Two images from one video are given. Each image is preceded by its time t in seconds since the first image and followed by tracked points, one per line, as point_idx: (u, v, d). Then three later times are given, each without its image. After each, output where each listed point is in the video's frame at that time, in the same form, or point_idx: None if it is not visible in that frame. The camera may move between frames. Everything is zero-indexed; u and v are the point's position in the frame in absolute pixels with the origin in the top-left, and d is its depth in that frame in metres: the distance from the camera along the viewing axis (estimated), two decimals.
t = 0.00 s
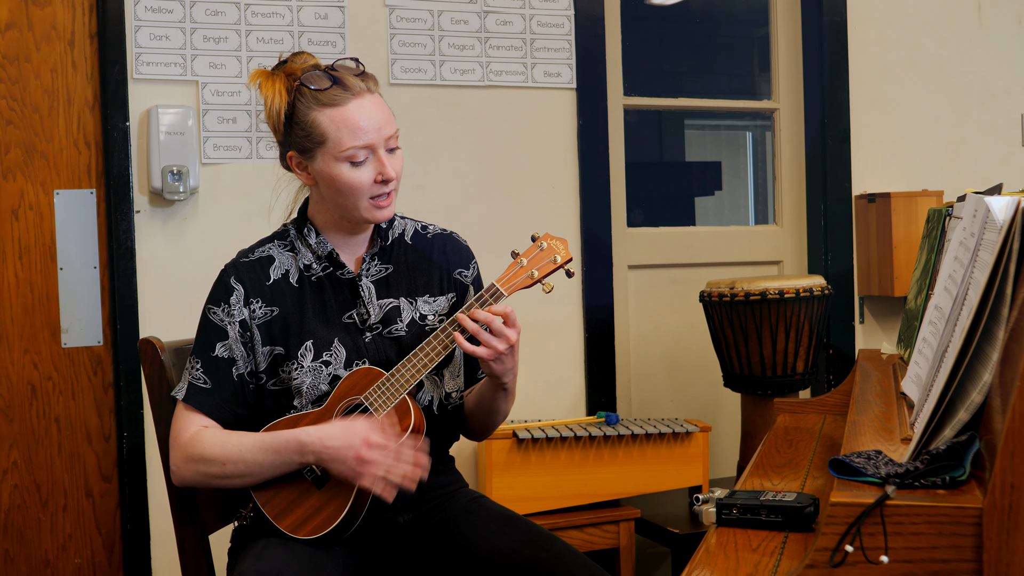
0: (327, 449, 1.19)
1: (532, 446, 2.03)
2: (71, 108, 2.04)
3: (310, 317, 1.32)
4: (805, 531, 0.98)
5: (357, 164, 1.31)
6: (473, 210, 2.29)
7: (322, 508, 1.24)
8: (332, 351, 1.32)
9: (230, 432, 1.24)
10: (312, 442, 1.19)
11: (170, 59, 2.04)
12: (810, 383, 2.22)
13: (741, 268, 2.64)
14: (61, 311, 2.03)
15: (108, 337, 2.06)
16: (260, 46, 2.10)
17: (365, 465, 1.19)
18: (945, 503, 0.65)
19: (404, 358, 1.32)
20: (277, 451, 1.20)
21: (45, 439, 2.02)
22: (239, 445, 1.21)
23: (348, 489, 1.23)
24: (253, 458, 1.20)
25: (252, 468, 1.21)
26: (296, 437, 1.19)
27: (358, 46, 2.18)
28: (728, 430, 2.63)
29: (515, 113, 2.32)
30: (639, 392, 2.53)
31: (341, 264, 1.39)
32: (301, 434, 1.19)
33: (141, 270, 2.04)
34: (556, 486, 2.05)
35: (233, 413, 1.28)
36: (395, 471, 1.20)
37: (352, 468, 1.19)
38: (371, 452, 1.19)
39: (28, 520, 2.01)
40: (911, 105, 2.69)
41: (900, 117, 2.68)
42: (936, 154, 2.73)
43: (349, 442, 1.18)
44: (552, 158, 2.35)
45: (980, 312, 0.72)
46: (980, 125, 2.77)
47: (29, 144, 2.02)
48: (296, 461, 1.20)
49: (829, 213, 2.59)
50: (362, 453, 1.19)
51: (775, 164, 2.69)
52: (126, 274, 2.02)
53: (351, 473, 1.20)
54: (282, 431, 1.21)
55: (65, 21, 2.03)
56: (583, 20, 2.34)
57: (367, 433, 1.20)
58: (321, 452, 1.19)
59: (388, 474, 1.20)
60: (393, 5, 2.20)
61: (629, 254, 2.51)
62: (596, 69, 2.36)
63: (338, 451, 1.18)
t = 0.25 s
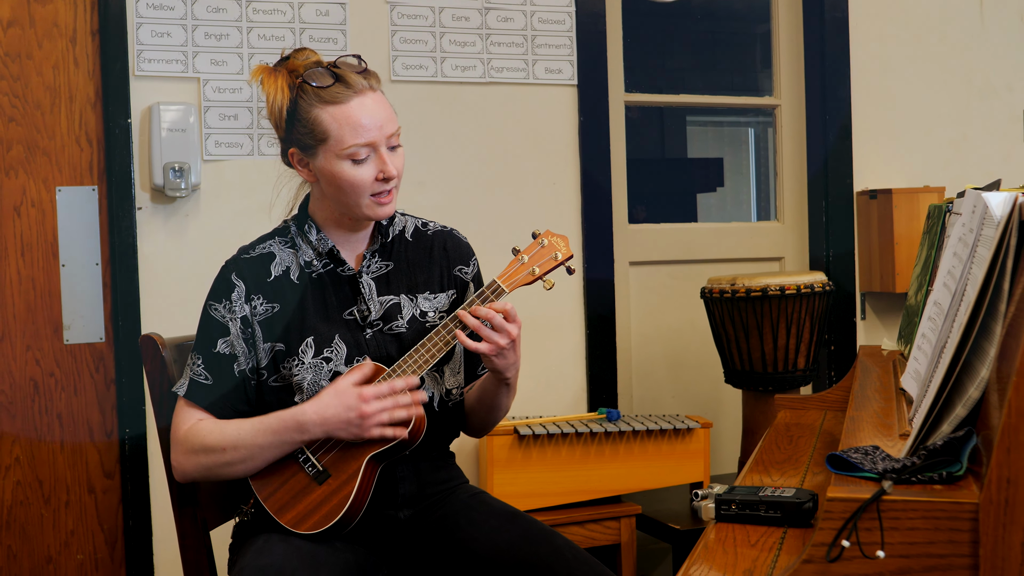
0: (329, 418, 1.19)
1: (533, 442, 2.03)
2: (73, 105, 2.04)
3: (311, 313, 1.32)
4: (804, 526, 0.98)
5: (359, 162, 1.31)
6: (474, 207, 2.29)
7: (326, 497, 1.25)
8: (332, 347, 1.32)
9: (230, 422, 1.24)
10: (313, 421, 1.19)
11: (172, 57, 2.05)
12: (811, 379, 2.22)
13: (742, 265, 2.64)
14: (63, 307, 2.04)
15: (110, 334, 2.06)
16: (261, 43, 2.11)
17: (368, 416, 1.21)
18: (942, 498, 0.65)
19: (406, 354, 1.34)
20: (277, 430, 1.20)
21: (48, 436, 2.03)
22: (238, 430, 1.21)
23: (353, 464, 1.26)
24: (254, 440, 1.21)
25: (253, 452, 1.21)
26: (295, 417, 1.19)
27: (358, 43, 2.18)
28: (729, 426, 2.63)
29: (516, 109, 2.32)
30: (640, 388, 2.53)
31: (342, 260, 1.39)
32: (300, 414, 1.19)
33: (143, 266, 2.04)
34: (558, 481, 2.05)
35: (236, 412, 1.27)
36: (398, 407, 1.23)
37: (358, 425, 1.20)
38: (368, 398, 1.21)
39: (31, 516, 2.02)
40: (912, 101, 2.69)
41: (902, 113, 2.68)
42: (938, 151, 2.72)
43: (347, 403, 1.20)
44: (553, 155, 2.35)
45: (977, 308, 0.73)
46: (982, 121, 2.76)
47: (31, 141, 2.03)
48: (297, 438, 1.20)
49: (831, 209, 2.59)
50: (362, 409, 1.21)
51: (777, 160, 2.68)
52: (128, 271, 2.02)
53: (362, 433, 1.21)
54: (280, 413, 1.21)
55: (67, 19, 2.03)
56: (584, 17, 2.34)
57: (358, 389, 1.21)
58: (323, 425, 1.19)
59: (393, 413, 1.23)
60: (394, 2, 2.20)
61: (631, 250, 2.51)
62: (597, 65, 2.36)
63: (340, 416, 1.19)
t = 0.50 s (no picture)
0: (324, 390, 1.20)
1: (535, 439, 2.04)
2: (75, 103, 2.05)
3: (312, 311, 1.33)
4: (803, 523, 0.98)
5: (360, 160, 1.31)
6: (476, 204, 2.29)
7: (328, 494, 1.25)
8: (333, 345, 1.32)
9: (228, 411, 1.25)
10: (308, 393, 1.21)
11: (173, 55, 2.05)
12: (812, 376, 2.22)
13: (744, 262, 2.64)
14: (66, 305, 2.04)
15: (113, 331, 2.07)
16: (262, 41, 2.11)
17: (361, 393, 1.20)
18: (939, 494, 0.65)
19: (407, 352, 1.34)
20: (276, 409, 1.21)
21: (51, 433, 2.04)
22: (238, 416, 1.21)
23: (356, 459, 1.27)
24: (253, 422, 1.21)
25: (254, 433, 1.21)
26: (296, 409, 1.21)
27: (359, 41, 2.18)
28: (731, 422, 2.63)
29: (517, 106, 2.32)
30: (642, 385, 2.53)
31: (342, 258, 1.39)
32: (296, 388, 1.21)
33: (145, 264, 2.05)
34: (560, 478, 2.06)
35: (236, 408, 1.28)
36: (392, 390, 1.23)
37: (351, 398, 1.20)
38: (361, 376, 1.21)
39: (34, 513, 2.03)
40: (915, 97, 2.68)
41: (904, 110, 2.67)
42: (940, 147, 2.72)
43: (340, 375, 1.20)
44: (555, 152, 2.35)
45: (975, 304, 0.73)
46: (984, 118, 2.76)
47: (34, 139, 2.03)
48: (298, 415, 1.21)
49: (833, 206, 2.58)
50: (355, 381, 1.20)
51: (779, 156, 2.68)
52: (130, 269, 2.03)
53: (354, 408, 1.20)
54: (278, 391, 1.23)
55: (69, 17, 2.04)
56: (585, 14, 2.34)
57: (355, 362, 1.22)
58: (318, 397, 1.20)
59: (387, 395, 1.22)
60: None
61: (633, 247, 2.51)
62: (599, 63, 2.36)
63: (334, 388, 1.20)
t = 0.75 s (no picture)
0: (327, 408, 1.21)
1: (536, 438, 2.04)
2: (77, 102, 2.05)
3: (313, 310, 1.34)
4: (802, 521, 0.98)
5: (360, 156, 1.32)
6: (477, 203, 2.29)
7: (326, 495, 1.26)
8: (334, 344, 1.33)
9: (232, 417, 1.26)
10: (312, 407, 1.21)
11: (175, 54, 2.06)
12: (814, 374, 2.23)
13: (745, 260, 2.64)
14: (68, 303, 2.05)
15: (115, 330, 2.07)
16: (264, 40, 2.11)
17: (363, 415, 1.20)
18: (935, 492, 0.65)
19: (407, 350, 1.34)
20: (279, 420, 1.22)
21: (53, 431, 2.05)
22: (241, 424, 1.22)
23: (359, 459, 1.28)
24: (256, 432, 1.22)
25: (256, 444, 1.22)
26: (297, 404, 1.22)
27: (361, 40, 2.19)
28: (733, 421, 2.63)
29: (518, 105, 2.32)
30: (643, 383, 2.53)
31: (343, 257, 1.40)
32: (301, 402, 1.22)
33: (147, 263, 2.06)
34: (561, 476, 2.06)
35: (237, 406, 1.29)
36: (393, 419, 1.20)
37: (352, 418, 1.20)
38: (366, 399, 1.20)
39: (37, 512, 2.03)
40: (916, 95, 2.68)
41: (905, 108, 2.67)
42: (942, 146, 2.72)
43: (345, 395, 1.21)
44: (556, 151, 2.35)
45: (971, 303, 0.73)
46: (986, 116, 2.75)
47: (36, 139, 2.04)
48: (300, 427, 1.22)
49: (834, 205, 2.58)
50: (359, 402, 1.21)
51: (780, 155, 2.68)
52: (132, 268, 2.03)
53: (354, 429, 1.20)
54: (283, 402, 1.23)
55: (71, 17, 2.04)
56: (587, 13, 2.34)
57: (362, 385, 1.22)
58: (320, 413, 1.21)
59: (388, 422, 1.20)
60: None
61: (634, 246, 2.51)
62: (600, 62, 2.36)
63: (337, 405, 1.20)
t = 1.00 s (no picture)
0: (332, 425, 1.21)
1: (537, 437, 2.05)
2: (80, 101, 2.06)
3: (314, 309, 1.34)
4: (801, 518, 0.99)
5: (360, 155, 1.32)
6: (478, 202, 2.30)
7: (327, 494, 1.26)
8: (335, 343, 1.33)
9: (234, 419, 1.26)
10: (316, 421, 1.22)
11: (177, 53, 2.06)
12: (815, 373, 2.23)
13: (746, 259, 2.65)
14: (71, 302, 2.06)
15: (117, 329, 2.08)
16: (266, 40, 2.12)
17: (368, 434, 1.21)
18: (931, 490, 0.66)
19: (407, 349, 1.35)
20: (281, 431, 1.22)
21: (56, 430, 2.05)
22: (243, 429, 1.23)
23: (358, 463, 1.26)
24: (258, 441, 1.22)
25: (258, 451, 1.22)
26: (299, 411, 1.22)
27: (362, 40, 2.19)
28: (734, 420, 2.64)
29: (520, 105, 2.33)
30: (644, 382, 2.54)
31: (344, 256, 1.40)
32: (303, 412, 1.22)
33: (150, 261, 2.06)
34: (562, 475, 2.07)
35: (239, 406, 1.30)
36: (399, 438, 1.22)
37: (357, 437, 1.21)
38: (372, 418, 1.21)
39: (39, 510, 2.04)
40: (917, 95, 2.68)
41: (906, 107, 2.67)
42: (943, 144, 2.72)
43: (352, 411, 1.21)
44: (557, 149, 2.36)
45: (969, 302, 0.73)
46: (986, 115, 2.75)
47: (39, 138, 2.05)
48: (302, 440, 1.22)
49: (835, 204, 2.59)
50: (364, 421, 1.22)
51: (780, 154, 2.68)
52: (134, 266, 2.04)
53: (357, 446, 1.21)
54: (286, 412, 1.24)
55: (74, 17, 2.05)
56: (588, 12, 2.35)
57: (367, 401, 1.23)
58: (324, 428, 1.21)
59: (394, 442, 1.22)
60: None
61: (635, 245, 2.51)
62: (602, 61, 2.37)
63: (343, 423, 1.21)
